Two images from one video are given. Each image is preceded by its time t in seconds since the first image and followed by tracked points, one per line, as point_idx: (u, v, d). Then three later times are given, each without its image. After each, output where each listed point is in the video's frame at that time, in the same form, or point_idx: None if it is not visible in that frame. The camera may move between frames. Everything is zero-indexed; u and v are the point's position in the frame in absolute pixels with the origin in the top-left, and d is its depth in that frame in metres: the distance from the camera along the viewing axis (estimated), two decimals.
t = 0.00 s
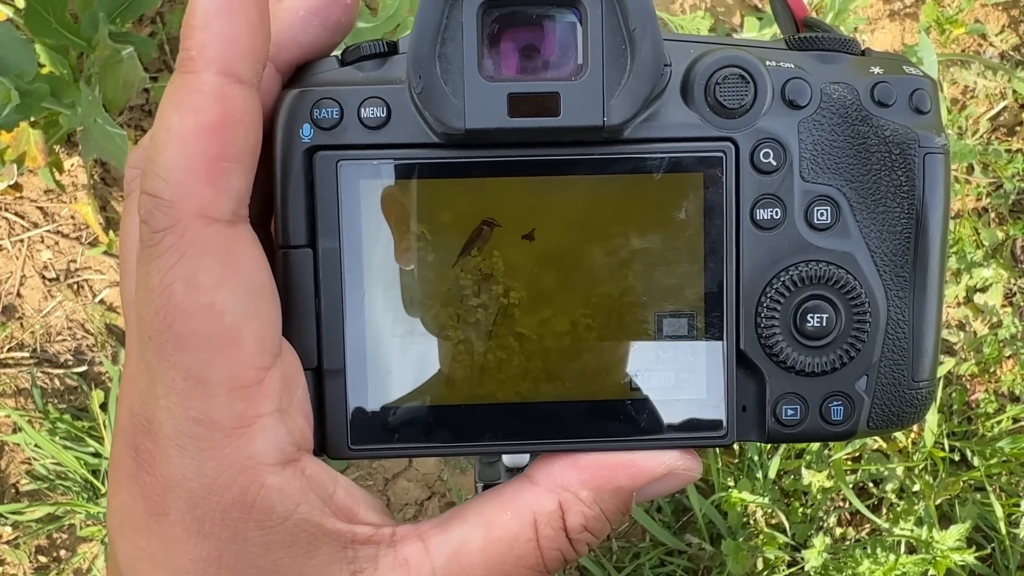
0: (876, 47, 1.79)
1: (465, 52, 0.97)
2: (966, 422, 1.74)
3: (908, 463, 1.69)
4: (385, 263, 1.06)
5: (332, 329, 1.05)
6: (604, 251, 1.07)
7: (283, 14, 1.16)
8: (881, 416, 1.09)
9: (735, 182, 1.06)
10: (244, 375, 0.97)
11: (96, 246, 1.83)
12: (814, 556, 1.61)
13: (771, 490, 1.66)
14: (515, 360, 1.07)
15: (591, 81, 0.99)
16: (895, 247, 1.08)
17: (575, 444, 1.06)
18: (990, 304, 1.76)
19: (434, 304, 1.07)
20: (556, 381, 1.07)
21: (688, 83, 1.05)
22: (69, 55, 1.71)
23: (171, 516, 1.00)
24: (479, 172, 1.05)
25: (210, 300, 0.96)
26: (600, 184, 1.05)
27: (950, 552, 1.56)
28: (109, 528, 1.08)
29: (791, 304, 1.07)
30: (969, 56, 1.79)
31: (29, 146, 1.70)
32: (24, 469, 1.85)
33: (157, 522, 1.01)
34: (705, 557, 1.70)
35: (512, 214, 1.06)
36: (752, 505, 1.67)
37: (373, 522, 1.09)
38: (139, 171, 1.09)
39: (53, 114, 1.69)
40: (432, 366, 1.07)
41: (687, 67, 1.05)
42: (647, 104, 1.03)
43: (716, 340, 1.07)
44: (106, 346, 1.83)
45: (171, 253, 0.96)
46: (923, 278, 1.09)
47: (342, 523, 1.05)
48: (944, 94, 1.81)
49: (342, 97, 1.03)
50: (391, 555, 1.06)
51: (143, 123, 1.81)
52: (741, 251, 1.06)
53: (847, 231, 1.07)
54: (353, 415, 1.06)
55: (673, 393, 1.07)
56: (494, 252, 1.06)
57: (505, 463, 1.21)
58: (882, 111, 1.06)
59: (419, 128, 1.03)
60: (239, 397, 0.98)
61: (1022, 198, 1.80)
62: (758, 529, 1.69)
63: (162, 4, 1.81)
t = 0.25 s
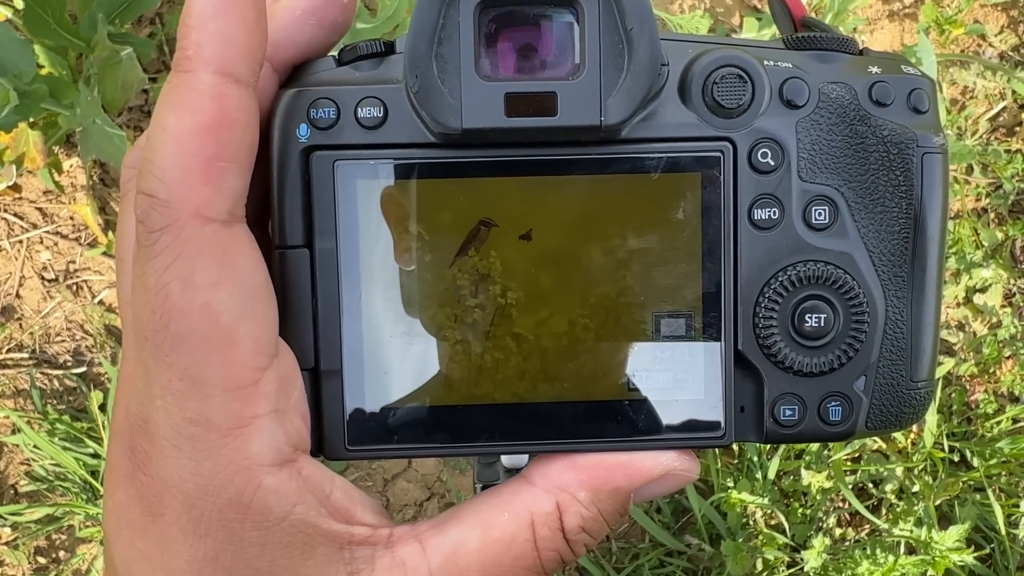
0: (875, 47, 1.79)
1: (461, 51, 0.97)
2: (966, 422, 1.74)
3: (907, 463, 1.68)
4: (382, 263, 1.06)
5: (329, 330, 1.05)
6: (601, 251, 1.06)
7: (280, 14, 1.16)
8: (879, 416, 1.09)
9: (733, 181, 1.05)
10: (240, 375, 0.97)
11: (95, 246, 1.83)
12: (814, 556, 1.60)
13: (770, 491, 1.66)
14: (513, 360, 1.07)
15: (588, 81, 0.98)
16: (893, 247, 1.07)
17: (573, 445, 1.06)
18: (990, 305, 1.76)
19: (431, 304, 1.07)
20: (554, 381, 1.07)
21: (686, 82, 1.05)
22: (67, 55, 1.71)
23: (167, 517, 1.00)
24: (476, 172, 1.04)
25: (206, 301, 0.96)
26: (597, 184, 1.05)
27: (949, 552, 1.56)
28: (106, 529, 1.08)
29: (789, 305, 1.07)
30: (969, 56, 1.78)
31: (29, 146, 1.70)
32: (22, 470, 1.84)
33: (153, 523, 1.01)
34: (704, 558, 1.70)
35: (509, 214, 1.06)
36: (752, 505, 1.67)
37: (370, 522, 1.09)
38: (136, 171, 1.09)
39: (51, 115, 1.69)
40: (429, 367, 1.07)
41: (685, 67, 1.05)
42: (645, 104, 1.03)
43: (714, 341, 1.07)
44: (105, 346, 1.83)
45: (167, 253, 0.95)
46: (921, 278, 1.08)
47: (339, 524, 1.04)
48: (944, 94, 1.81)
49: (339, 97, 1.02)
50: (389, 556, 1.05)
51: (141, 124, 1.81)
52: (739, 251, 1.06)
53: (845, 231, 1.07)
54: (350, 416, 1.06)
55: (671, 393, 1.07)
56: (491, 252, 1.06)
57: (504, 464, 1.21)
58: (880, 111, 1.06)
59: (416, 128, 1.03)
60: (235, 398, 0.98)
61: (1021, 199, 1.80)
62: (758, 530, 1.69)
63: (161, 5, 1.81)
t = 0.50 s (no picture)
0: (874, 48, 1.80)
1: (462, 51, 0.97)
2: (965, 422, 1.74)
3: (907, 463, 1.69)
4: (383, 262, 1.06)
5: (330, 328, 1.05)
6: (601, 249, 1.07)
7: (281, 14, 1.16)
8: (878, 414, 1.10)
9: (732, 180, 1.06)
10: (242, 373, 0.98)
11: (94, 247, 1.83)
12: (813, 556, 1.60)
13: (769, 491, 1.66)
14: (513, 359, 1.07)
15: (588, 80, 0.99)
16: (892, 246, 1.08)
17: (573, 442, 1.06)
18: (989, 305, 1.77)
19: (432, 303, 1.07)
20: (554, 380, 1.07)
21: (685, 82, 1.05)
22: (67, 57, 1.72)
23: (169, 514, 1.00)
24: (477, 171, 1.05)
25: (208, 298, 0.96)
26: (597, 183, 1.06)
27: (948, 553, 1.56)
28: (107, 527, 1.08)
29: (788, 303, 1.07)
30: (967, 57, 1.79)
31: (28, 147, 1.71)
32: (22, 471, 1.85)
33: (155, 520, 1.01)
34: (703, 558, 1.70)
35: (509, 213, 1.06)
36: (751, 506, 1.67)
37: (371, 520, 1.09)
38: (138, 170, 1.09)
39: (52, 115, 1.70)
40: (430, 365, 1.07)
41: (684, 66, 1.06)
42: (645, 103, 1.03)
43: (714, 339, 1.07)
44: (105, 347, 1.83)
45: (169, 250, 0.96)
46: (920, 276, 1.09)
47: (340, 522, 1.05)
48: (942, 95, 1.81)
49: (340, 97, 1.03)
50: (389, 553, 1.06)
51: (141, 124, 1.81)
52: (738, 250, 1.07)
53: (844, 230, 1.07)
54: (352, 415, 1.06)
55: (671, 391, 1.07)
56: (491, 251, 1.07)
57: (504, 463, 1.21)
58: (879, 110, 1.07)
59: (417, 128, 1.04)
60: (236, 395, 0.98)
61: (1020, 199, 1.80)
62: (757, 530, 1.69)
63: (161, 5, 1.81)
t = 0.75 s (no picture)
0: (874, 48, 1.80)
1: (461, 51, 0.97)
2: (965, 422, 1.74)
3: (906, 464, 1.69)
4: (382, 262, 1.06)
5: (329, 329, 1.05)
6: (601, 249, 1.07)
7: (281, 14, 1.16)
8: (878, 414, 1.10)
9: (732, 180, 1.06)
10: (241, 373, 0.97)
11: (94, 248, 1.83)
12: (813, 557, 1.60)
13: (769, 492, 1.66)
14: (513, 359, 1.07)
15: (588, 80, 0.99)
16: (892, 246, 1.08)
17: (572, 443, 1.06)
18: (989, 305, 1.76)
19: (431, 303, 1.07)
20: (554, 380, 1.07)
21: (685, 82, 1.05)
22: (67, 57, 1.72)
23: (168, 515, 1.00)
24: (476, 171, 1.05)
25: (208, 298, 0.96)
26: (597, 183, 1.06)
27: (948, 553, 1.56)
28: (106, 528, 1.08)
29: (788, 303, 1.07)
30: (967, 57, 1.79)
31: (28, 148, 1.70)
32: (22, 471, 1.85)
33: (154, 521, 1.01)
34: (703, 559, 1.70)
35: (509, 213, 1.06)
36: (751, 506, 1.67)
37: (371, 521, 1.09)
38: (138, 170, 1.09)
39: (51, 116, 1.70)
40: (429, 366, 1.07)
41: (684, 66, 1.06)
42: (645, 103, 1.03)
43: (714, 339, 1.07)
44: (105, 348, 1.83)
45: (169, 251, 0.96)
46: (920, 277, 1.09)
47: (340, 523, 1.05)
48: (942, 95, 1.81)
49: (340, 97, 1.03)
50: (389, 554, 1.06)
51: (141, 125, 1.81)
52: (738, 250, 1.07)
53: (844, 230, 1.07)
54: (351, 415, 1.06)
55: (671, 392, 1.07)
56: (491, 252, 1.06)
57: (504, 463, 1.21)
58: (879, 110, 1.07)
59: (416, 128, 1.03)
60: (236, 396, 0.98)
61: (1020, 199, 1.80)
62: (757, 530, 1.69)
63: (161, 6, 1.81)
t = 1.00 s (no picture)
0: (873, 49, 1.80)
1: (459, 57, 0.97)
2: (965, 424, 1.74)
3: (907, 465, 1.69)
4: (380, 267, 1.06)
5: (326, 334, 1.05)
6: (599, 255, 1.07)
7: (279, 18, 1.16)
8: (877, 419, 1.09)
9: (730, 185, 1.06)
10: (239, 380, 0.97)
11: (94, 249, 1.83)
12: (813, 558, 1.60)
13: (769, 493, 1.66)
14: (511, 364, 1.07)
15: (585, 86, 0.98)
16: (890, 251, 1.08)
17: (571, 448, 1.06)
18: (989, 306, 1.76)
19: (429, 309, 1.07)
20: (552, 386, 1.07)
21: (683, 87, 1.05)
22: (66, 59, 1.72)
23: (166, 521, 1.00)
24: (474, 176, 1.05)
25: (205, 305, 0.96)
26: (595, 189, 1.05)
27: (947, 554, 1.56)
28: (104, 533, 1.08)
29: (786, 309, 1.07)
30: (967, 58, 1.79)
31: (28, 149, 1.69)
32: (22, 473, 1.84)
33: (152, 527, 1.01)
34: (704, 560, 1.70)
35: (506, 218, 1.06)
36: (752, 507, 1.67)
37: (368, 526, 1.09)
38: (134, 175, 1.09)
39: (50, 117, 1.70)
40: (427, 370, 1.07)
41: (682, 71, 1.05)
42: (643, 108, 1.03)
43: (712, 345, 1.07)
44: (105, 349, 1.83)
45: (166, 257, 0.96)
46: (918, 282, 1.09)
47: (337, 529, 1.05)
48: (942, 96, 1.81)
49: (337, 102, 1.02)
50: (387, 560, 1.05)
51: (140, 127, 1.81)
52: (737, 255, 1.06)
53: (843, 235, 1.07)
54: (349, 421, 1.06)
55: (669, 397, 1.07)
56: (489, 257, 1.06)
57: (503, 467, 1.21)
58: (877, 115, 1.06)
59: (414, 133, 1.03)
60: (233, 402, 0.98)
61: (1020, 200, 1.80)
62: (757, 532, 1.69)
63: (160, 8, 1.81)
